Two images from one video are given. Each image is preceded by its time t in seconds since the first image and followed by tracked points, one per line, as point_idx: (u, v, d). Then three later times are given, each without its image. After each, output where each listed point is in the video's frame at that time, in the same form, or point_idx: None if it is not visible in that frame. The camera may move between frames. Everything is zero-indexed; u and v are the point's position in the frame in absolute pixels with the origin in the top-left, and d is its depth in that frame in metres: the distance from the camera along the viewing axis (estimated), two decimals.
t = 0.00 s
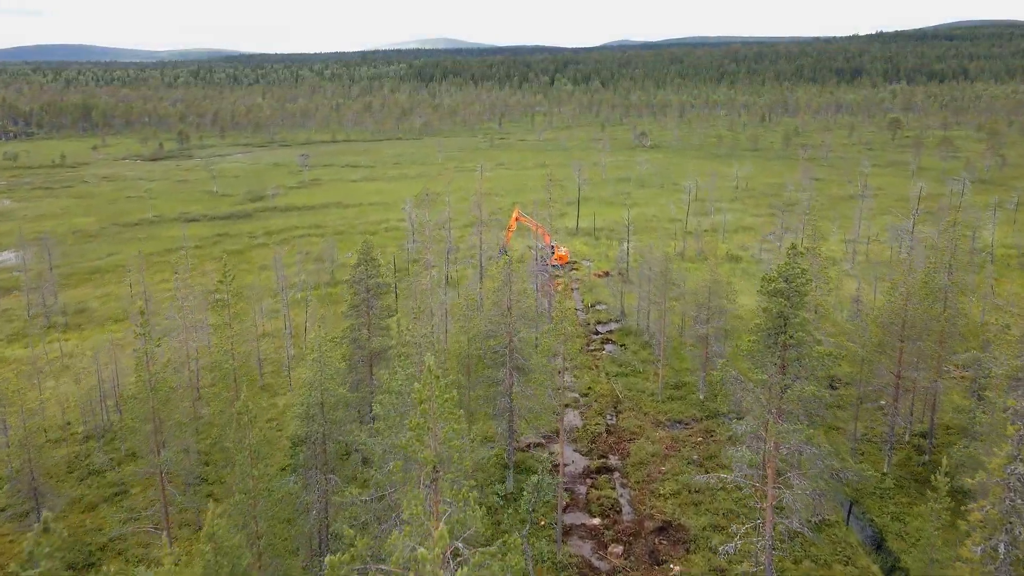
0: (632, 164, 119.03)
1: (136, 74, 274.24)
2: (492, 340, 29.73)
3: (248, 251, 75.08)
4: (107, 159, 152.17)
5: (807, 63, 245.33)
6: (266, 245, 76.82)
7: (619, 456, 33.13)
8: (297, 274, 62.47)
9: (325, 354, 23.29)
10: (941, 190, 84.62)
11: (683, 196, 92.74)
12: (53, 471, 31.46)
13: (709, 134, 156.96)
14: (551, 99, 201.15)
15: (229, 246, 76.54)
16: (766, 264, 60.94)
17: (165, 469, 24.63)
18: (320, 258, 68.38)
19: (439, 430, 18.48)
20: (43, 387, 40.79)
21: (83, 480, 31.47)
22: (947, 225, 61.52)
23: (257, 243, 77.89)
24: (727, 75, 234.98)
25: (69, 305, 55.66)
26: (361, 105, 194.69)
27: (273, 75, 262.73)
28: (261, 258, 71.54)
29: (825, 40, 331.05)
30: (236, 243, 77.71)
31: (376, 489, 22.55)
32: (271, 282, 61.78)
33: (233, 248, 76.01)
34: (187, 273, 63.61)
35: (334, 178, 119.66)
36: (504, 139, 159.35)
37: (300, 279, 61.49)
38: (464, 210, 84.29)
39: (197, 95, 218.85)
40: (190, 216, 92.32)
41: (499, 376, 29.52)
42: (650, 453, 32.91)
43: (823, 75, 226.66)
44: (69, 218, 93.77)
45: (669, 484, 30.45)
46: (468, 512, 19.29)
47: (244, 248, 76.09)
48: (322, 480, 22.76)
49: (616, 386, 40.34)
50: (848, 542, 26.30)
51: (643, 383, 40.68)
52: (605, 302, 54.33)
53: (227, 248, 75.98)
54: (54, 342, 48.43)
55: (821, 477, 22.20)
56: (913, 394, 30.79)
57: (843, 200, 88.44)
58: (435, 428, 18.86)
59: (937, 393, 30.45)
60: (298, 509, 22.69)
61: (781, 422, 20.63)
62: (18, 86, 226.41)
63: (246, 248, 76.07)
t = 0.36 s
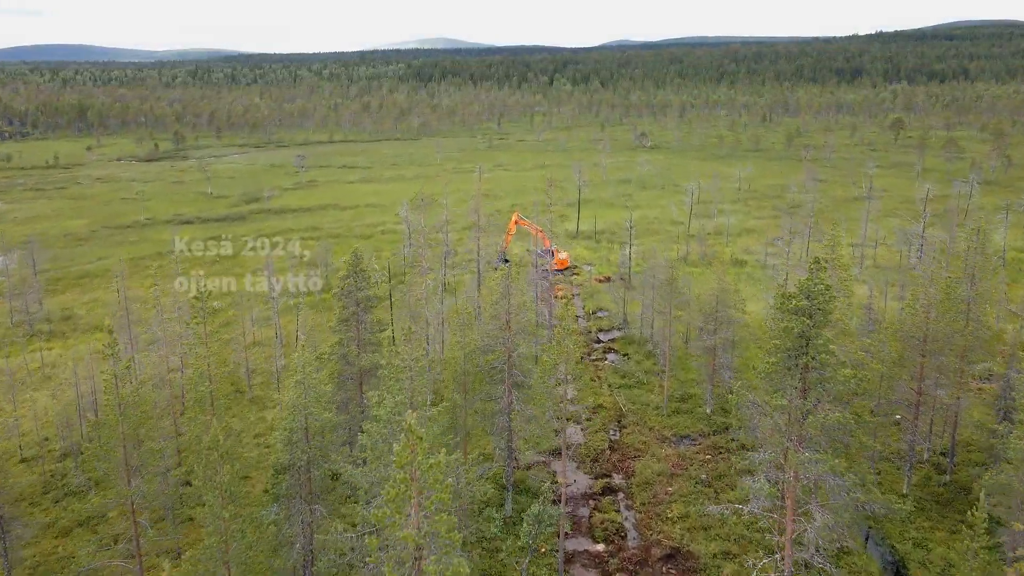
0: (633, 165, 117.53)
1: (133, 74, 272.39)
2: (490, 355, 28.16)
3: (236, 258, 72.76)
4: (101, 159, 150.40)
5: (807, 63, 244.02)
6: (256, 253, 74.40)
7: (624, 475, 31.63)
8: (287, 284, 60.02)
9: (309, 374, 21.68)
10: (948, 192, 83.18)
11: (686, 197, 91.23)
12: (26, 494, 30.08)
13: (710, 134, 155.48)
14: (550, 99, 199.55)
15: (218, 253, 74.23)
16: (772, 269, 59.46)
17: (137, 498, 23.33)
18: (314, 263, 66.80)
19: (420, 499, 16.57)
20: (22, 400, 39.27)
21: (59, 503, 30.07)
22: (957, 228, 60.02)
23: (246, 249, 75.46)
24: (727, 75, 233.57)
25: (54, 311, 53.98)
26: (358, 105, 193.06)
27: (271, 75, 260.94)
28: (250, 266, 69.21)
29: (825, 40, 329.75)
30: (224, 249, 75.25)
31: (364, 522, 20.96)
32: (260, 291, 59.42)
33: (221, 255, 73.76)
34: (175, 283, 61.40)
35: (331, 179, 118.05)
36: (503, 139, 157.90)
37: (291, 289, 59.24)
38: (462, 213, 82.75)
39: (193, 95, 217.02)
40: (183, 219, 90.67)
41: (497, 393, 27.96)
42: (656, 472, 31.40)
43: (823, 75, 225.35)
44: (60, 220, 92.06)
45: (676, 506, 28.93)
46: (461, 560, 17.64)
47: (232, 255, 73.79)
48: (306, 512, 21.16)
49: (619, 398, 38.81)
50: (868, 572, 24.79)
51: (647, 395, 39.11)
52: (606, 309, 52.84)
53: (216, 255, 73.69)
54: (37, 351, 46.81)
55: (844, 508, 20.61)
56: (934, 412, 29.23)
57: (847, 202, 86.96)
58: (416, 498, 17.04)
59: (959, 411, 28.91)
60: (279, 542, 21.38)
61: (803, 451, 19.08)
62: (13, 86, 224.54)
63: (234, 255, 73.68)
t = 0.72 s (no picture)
0: (634, 166, 116.03)
1: (129, 74, 270.46)
2: (487, 372, 26.53)
3: (235, 258, 72.41)
4: (95, 160, 148.65)
5: (807, 63, 242.67)
6: (256, 253, 74.40)
7: (628, 496, 30.02)
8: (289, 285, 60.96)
9: (291, 399, 20.16)
10: (954, 194, 81.74)
11: (688, 199, 89.66)
12: None
13: (711, 135, 153.95)
14: (549, 99, 198.02)
15: (218, 254, 74.34)
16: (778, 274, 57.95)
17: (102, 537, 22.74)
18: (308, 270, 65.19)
19: None
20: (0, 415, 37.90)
21: (30, 529, 28.60)
22: (967, 232, 58.60)
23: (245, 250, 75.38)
24: (727, 75, 232.20)
25: (38, 318, 52.41)
26: (356, 105, 191.34)
27: (269, 75, 259.27)
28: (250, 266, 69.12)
29: (824, 40, 328.71)
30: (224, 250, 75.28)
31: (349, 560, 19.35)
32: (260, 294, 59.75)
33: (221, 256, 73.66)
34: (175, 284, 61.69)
35: (327, 180, 116.40)
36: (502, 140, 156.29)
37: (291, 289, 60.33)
38: (460, 216, 81.21)
39: (190, 95, 215.33)
40: (175, 222, 89.00)
41: (495, 412, 26.29)
42: (663, 493, 29.78)
43: (823, 75, 223.99)
44: (50, 223, 90.36)
45: (685, 531, 27.32)
46: None
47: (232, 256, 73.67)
48: (287, 549, 19.67)
49: (622, 412, 37.21)
50: None
51: (652, 409, 37.51)
52: (608, 315, 51.25)
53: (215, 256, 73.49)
54: (17, 361, 45.22)
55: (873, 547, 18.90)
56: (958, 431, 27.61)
57: (852, 204, 85.48)
58: None
59: (983, 431, 27.32)
60: None
61: (830, 486, 17.36)
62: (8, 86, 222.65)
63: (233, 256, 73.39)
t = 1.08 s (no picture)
0: (634, 168, 114.49)
1: (127, 74, 268.86)
2: (483, 392, 24.94)
3: (235, 258, 72.05)
4: (90, 161, 146.99)
5: (807, 63, 241.46)
6: (256, 254, 74.29)
7: (633, 519, 28.49)
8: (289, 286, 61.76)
9: (270, 427, 18.93)
10: (961, 196, 80.34)
11: (690, 202, 88.31)
12: None
13: (712, 135, 152.54)
14: (549, 99, 196.58)
15: (219, 254, 74.26)
16: (783, 280, 56.31)
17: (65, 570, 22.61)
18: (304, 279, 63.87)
19: None
20: None
21: None
22: (977, 236, 57.01)
23: (245, 250, 75.14)
24: (727, 75, 230.97)
25: (21, 326, 50.76)
26: (354, 106, 189.82)
27: (267, 75, 257.79)
28: (252, 265, 68.93)
29: (824, 40, 327.79)
30: (224, 250, 75.15)
31: None
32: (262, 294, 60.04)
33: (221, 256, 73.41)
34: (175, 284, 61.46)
35: (323, 182, 114.91)
36: (501, 141, 154.88)
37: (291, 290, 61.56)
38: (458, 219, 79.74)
39: (187, 95, 213.74)
40: (168, 225, 87.41)
41: (492, 435, 24.71)
42: (669, 516, 28.24)
43: (823, 75, 222.78)
44: (40, 226, 88.72)
45: (693, 560, 25.78)
46: None
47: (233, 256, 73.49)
48: None
49: (625, 427, 35.64)
50: None
51: (657, 424, 35.83)
52: (610, 323, 49.73)
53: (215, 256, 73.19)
54: None
55: None
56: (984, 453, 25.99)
57: (857, 206, 84.08)
58: None
59: (1011, 451, 25.73)
60: None
61: (858, 526, 15.90)
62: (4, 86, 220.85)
63: (233, 256, 73.25)
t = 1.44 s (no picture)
0: (635, 169, 112.89)
1: (124, 74, 266.98)
2: (479, 413, 23.44)
3: (235, 259, 71.77)
4: (84, 163, 145.19)
5: (807, 62, 240.15)
6: (256, 254, 73.88)
7: (638, 544, 26.97)
8: (290, 286, 62.19)
9: (246, 463, 18.47)
10: (967, 198, 78.97)
11: (692, 204, 86.79)
12: None
13: (713, 136, 151.11)
14: (547, 99, 195.07)
15: (218, 254, 73.99)
16: (789, 287, 54.63)
17: None
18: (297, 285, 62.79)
19: None
20: None
21: None
22: (988, 241, 55.52)
23: (245, 250, 74.71)
24: (727, 75, 229.53)
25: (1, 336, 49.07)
26: (351, 106, 188.24)
27: (265, 75, 256.14)
28: (253, 267, 68.83)
29: (824, 40, 326.49)
30: (224, 250, 74.95)
31: None
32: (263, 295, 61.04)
33: (221, 256, 72.96)
34: (175, 284, 61.31)
35: (319, 184, 113.35)
36: (499, 141, 153.27)
37: (291, 291, 61.84)
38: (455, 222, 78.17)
39: (184, 95, 212.15)
40: (159, 227, 85.69)
41: (488, 459, 23.16)
42: (676, 542, 26.70)
43: (823, 75, 221.50)
44: (30, 229, 87.00)
45: None
46: None
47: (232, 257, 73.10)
48: None
49: (629, 443, 34.03)
50: None
51: (662, 439, 34.18)
52: (612, 331, 48.06)
53: (215, 257, 72.78)
54: None
55: None
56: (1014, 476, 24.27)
57: (861, 208, 82.64)
58: None
59: None
60: None
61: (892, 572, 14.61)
62: None
63: (232, 257, 72.72)
